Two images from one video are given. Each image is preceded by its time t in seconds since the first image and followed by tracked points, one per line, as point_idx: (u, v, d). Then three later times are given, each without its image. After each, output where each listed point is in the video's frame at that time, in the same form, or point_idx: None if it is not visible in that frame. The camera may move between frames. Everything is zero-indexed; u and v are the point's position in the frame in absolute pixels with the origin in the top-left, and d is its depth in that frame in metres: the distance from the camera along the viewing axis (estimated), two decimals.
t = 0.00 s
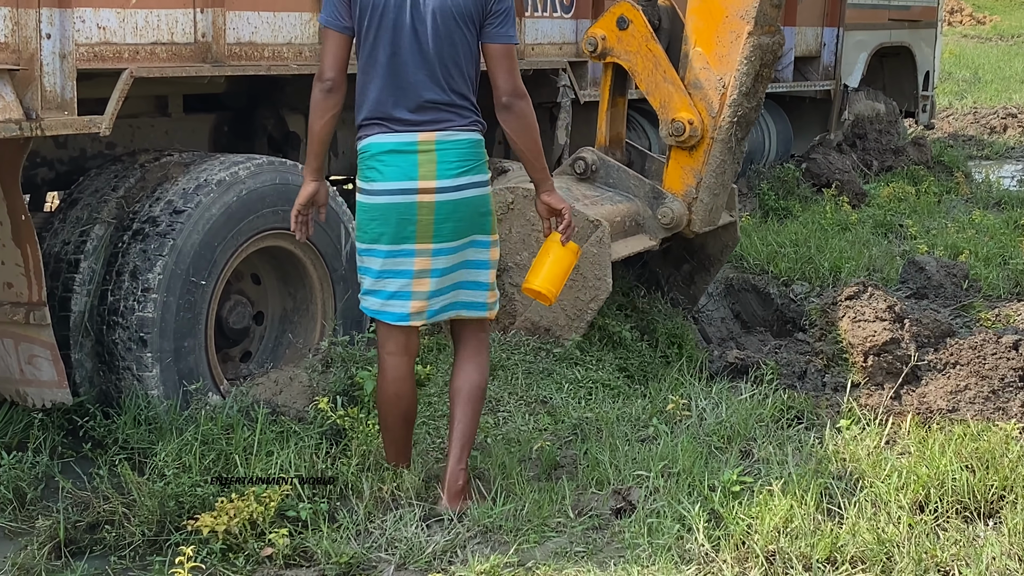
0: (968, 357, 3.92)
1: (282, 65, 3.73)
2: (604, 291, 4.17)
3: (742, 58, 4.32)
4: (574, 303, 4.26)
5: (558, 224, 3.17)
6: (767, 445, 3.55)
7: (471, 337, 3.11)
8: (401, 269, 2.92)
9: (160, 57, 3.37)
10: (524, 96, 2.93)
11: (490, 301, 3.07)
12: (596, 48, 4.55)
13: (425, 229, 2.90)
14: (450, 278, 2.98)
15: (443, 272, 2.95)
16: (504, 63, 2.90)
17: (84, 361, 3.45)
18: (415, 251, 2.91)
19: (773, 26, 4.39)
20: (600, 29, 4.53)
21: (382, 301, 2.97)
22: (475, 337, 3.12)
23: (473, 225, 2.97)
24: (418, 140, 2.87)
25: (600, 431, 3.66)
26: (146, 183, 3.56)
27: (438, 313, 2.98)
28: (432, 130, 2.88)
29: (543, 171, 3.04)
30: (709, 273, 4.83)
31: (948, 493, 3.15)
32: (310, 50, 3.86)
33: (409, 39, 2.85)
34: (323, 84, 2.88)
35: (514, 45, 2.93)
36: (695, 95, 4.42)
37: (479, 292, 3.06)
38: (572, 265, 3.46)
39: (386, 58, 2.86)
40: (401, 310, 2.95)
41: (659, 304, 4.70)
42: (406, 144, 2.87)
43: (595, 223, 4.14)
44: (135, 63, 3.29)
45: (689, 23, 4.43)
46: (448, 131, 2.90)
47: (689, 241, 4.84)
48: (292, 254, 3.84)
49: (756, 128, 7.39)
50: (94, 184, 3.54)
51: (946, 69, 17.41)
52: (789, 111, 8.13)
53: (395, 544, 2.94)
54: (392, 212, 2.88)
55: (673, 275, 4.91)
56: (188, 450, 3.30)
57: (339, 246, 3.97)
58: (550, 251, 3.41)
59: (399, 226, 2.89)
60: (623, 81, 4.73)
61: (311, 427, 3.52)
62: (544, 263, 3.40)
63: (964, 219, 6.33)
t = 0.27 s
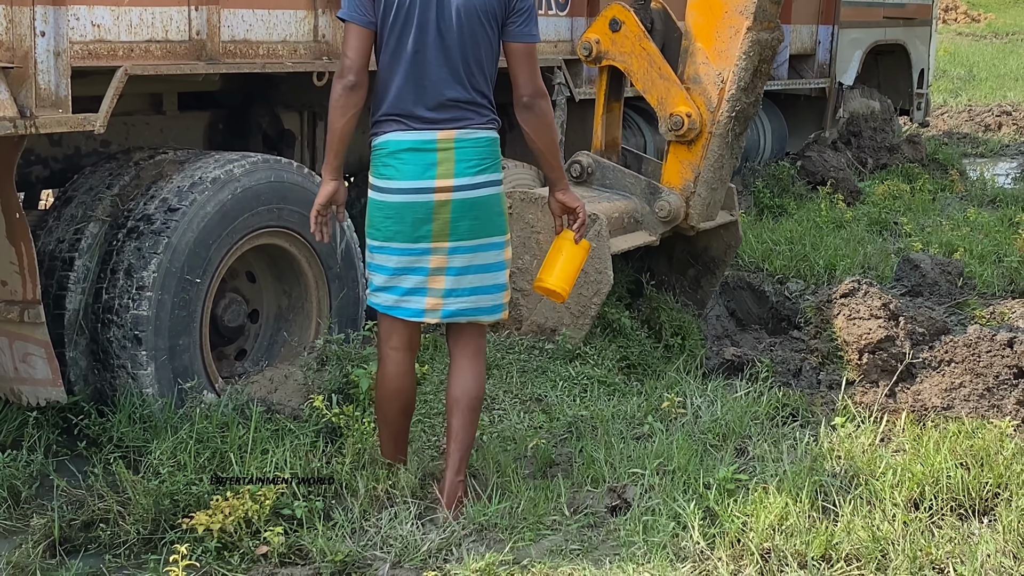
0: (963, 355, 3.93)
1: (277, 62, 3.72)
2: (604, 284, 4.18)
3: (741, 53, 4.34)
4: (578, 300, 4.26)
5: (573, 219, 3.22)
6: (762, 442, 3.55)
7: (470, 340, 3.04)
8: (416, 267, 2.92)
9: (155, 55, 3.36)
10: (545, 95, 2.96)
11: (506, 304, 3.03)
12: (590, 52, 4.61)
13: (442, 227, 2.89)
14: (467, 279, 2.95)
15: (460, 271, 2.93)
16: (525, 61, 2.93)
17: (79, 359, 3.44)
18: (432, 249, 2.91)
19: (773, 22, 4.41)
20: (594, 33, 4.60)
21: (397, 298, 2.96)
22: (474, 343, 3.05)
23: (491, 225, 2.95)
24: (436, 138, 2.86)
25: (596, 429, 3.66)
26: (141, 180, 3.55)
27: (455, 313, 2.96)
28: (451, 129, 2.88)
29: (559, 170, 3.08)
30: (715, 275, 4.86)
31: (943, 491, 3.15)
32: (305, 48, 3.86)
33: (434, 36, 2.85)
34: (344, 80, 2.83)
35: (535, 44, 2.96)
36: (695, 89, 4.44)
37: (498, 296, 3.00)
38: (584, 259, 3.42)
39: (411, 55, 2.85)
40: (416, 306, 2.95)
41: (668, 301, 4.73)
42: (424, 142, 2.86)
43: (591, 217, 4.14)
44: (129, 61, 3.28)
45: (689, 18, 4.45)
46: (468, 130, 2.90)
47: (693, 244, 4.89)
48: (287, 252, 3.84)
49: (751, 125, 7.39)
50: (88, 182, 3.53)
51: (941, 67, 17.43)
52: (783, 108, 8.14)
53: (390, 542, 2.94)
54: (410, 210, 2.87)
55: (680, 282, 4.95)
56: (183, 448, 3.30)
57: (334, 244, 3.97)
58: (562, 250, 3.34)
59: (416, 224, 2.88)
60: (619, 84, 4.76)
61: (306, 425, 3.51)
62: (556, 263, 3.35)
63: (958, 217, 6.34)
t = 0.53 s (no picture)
0: (958, 353, 3.93)
1: (272, 61, 3.71)
2: (609, 281, 4.17)
3: (738, 49, 4.34)
4: (583, 300, 4.26)
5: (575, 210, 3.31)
6: (757, 441, 3.55)
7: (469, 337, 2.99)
8: (422, 254, 2.93)
9: (150, 54, 3.36)
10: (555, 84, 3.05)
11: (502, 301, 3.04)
12: (582, 59, 4.60)
13: (453, 219, 2.90)
14: (470, 272, 2.96)
15: (466, 263, 2.95)
16: (538, 50, 3.01)
17: (73, 359, 3.44)
18: (440, 239, 2.92)
19: (771, 18, 4.41)
20: (584, 40, 4.61)
21: (400, 282, 2.96)
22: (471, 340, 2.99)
23: (499, 221, 2.97)
24: (453, 131, 2.88)
25: (591, 429, 3.66)
26: (135, 180, 3.55)
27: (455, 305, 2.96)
28: (468, 122, 2.90)
29: (564, 160, 3.15)
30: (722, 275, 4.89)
31: (938, 490, 3.15)
32: (299, 47, 3.85)
33: (460, 27, 2.85)
34: (373, 78, 2.76)
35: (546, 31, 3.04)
36: (695, 84, 4.45)
37: (498, 291, 3.01)
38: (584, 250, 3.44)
39: (438, 47, 2.85)
40: (417, 292, 2.96)
41: (681, 295, 4.75)
42: (441, 135, 2.87)
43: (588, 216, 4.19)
44: (124, 60, 3.28)
45: (687, 13, 4.46)
46: (484, 123, 2.92)
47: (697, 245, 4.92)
48: (282, 251, 3.84)
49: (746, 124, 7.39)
50: (83, 181, 3.53)
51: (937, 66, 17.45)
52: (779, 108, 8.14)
53: (385, 542, 2.93)
54: (422, 202, 2.88)
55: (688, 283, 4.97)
56: (178, 447, 3.29)
57: (328, 243, 3.97)
58: (567, 242, 3.36)
59: (426, 215, 2.89)
60: (610, 91, 4.75)
61: (301, 425, 3.51)
62: (561, 254, 3.36)
63: (954, 215, 6.34)
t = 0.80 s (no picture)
0: (953, 353, 3.94)
1: (267, 61, 3.71)
2: (612, 277, 4.20)
3: (737, 45, 4.35)
4: (589, 299, 4.26)
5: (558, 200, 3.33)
6: (753, 441, 3.55)
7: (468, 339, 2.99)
8: (420, 247, 2.94)
9: (145, 54, 3.36)
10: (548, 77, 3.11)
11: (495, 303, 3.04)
12: (578, 66, 4.66)
13: (454, 215, 2.91)
14: (467, 271, 2.96)
15: (463, 260, 2.95)
16: (534, 45, 3.06)
17: (69, 359, 3.43)
18: (439, 233, 2.93)
19: (769, 15, 4.42)
20: (579, 47, 4.66)
21: (395, 276, 2.94)
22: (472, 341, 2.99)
23: (499, 221, 2.98)
24: (459, 130, 2.87)
25: (587, 429, 3.66)
26: (131, 180, 3.54)
27: (448, 301, 2.97)
28: (473, 121, 2.90)
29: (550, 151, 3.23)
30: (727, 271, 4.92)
31: (933, 490, 3.15)
32: (295, 47, 3.85)
33: (469, 27, 2.85)
34: (392, 82, 2.69)
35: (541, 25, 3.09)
36: (694, 80, 4.46)
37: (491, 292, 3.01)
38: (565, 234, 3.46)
39: (449, 46, 2.84)
40: (412, 286, 2.95)
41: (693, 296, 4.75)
42: (447, 133, 2.86)
43: (586, 215, 4.26)
44: (119, 61, 3.27)
45: (686, 10, 4.46)
46: (490, 123, 2.92)
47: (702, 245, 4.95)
48: (278, 251, 3.84)
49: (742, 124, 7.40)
50: (78, 182, 3.53)
51: (934, 66, 17.47)
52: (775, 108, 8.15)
53: (381, 542, 2.93)
54: (426, 198, 2.87)
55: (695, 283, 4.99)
56: (173, 448, 3.29)
57: (324, 243, 3.97)
58: (548, 234, 3.39)
59: (429, 211, 2.89)
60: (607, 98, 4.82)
61: (297, 425, 3.51)
62: (543, 247, 3.39)
63: (950, 216, 6.35)
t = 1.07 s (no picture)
0: (951, 354, 3.95)
1: (264, 62, 3.71)
2: (607, 273, 4.24)
3: (728, 45, 4.35)
4: (585, 296, 4.30)
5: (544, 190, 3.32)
6: (750, 442, 3.55)
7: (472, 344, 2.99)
8: (442, 261, 2.87)
9: (142, 55, 3.35)
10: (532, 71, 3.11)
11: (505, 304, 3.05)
12: (569, 73, 4.71)
13: (474, 220, 2.88)
14: (484, 275, 2.94)
15: (482, 265, 2.93)
16: (521, 37, 3.07)
17: (65, 360, 3.43)
18: (460, 241, 2.88)
19: (761, 15, 4.42)
20: (568, 54, 4.71)
21: (416, 292, 2.88)
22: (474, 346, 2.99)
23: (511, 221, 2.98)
24: (472, 130, 2.85)
25: (584, 429, 3.66)
26: (128, 180, 3.54)
27: (470, 309, 2.94)
28: (484, 121, 2.88)
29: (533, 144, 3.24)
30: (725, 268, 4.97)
31: (931, 490, 3.15)
32: (292, 48, 3.84)
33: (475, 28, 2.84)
34: (415, 94, 2.66)
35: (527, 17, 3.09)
36: (685, 78, 4.47)
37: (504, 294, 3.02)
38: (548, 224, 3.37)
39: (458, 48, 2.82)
40: (434, 300, 2.89)
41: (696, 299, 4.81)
42: (462, 134, 2.84)
43: (576, 214, 4.30)
44: (116, 61, 3.27)
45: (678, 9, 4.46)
46: (499, 122, 2.92)
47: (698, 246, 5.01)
48: (275, 252, 3.83)
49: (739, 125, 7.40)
50: (75, 182, 3.53)
51: (931, 66, 17.49)
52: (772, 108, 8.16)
53: (378, 543, 2.92)
54: (446, 202, 2.84)
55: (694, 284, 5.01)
56: (170, 449, 3.29)
57: (321, 244, 3.97)
58: (538, 222, 3.29)
59: (449, 216, 2.85)
60: (596, 104, 4.95)
61: (294, 426, 3.50)
62: (536, 233, 3.27)
63: (947, 216, 6.35)
